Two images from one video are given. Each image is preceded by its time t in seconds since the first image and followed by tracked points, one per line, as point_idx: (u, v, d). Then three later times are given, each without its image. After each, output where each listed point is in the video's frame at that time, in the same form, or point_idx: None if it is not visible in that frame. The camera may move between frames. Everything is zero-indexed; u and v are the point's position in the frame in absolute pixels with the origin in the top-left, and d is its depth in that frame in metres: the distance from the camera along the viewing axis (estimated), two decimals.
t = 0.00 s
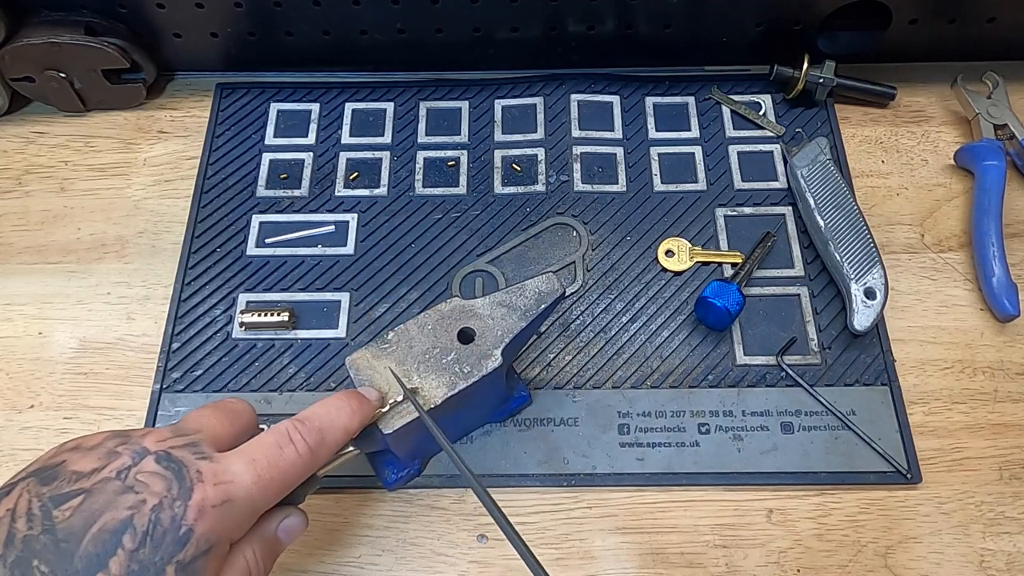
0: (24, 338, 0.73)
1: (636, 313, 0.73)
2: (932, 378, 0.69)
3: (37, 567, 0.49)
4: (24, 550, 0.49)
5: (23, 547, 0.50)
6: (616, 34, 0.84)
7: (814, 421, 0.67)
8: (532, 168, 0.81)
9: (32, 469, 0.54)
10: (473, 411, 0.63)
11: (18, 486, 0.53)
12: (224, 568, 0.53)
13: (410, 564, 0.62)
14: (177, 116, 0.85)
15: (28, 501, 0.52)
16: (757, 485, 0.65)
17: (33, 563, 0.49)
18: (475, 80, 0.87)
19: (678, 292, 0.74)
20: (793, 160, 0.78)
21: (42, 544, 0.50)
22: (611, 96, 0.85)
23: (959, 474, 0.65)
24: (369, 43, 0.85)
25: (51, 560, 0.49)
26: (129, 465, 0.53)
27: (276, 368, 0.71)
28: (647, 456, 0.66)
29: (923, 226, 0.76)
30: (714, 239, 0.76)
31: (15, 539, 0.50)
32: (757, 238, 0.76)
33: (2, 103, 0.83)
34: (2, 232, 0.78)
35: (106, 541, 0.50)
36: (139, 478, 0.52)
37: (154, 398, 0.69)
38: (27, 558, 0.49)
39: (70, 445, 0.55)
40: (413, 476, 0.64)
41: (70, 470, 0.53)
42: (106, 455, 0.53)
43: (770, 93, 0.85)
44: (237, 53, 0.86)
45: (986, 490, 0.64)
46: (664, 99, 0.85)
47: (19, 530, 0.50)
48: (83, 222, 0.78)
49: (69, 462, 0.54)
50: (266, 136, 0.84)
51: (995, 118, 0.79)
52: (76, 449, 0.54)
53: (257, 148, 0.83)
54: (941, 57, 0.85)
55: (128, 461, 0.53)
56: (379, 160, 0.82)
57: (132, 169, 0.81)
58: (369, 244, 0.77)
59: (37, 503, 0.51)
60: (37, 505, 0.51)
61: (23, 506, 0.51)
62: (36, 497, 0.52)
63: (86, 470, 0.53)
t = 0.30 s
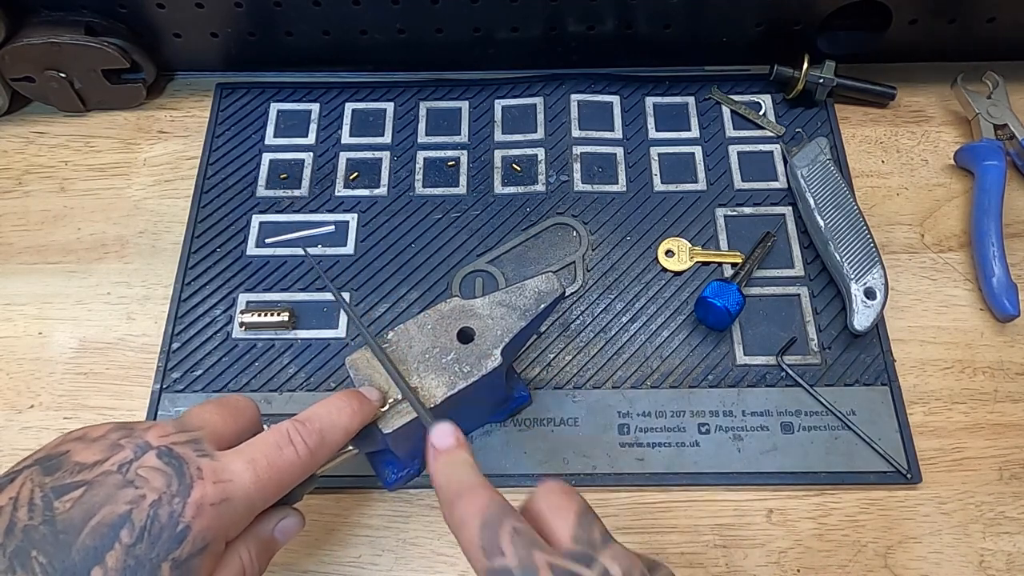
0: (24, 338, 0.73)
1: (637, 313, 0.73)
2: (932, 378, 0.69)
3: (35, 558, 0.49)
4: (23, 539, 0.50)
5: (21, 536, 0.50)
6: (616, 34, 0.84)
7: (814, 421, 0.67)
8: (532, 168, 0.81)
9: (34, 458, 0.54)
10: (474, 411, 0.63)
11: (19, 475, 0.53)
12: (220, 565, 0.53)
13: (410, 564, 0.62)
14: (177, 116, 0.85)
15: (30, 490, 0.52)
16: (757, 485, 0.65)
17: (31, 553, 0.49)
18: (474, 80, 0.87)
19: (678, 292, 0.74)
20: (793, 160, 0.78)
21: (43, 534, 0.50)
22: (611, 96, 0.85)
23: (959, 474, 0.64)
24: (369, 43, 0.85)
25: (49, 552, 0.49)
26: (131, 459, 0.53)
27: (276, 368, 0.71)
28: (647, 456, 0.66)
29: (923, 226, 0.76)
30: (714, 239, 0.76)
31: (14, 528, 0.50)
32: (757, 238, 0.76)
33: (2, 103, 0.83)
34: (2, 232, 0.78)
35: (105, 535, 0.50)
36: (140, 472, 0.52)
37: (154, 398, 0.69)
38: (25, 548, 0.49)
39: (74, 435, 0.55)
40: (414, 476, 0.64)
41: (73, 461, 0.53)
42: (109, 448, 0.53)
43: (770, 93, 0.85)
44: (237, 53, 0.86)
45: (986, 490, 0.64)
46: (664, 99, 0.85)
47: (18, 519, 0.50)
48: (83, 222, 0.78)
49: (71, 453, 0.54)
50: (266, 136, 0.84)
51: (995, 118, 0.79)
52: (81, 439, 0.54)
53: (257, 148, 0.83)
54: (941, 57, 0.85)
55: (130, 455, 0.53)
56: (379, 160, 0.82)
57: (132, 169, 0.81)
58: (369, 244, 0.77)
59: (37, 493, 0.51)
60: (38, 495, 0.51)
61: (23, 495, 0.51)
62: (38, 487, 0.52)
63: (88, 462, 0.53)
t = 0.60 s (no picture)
0: (24, 338, 0.73)
1: (636, 313, 0.73)
2: (932, 378, 0.69)
3: (34, 555, 0.49)
4: (22, 536, 0.50)
5: (20, 533, 0.50)
6: (616, 34, 0.84)
7: (814, 421, 0.67)
8: (532, 168, 0.81)
9: (29, 453, 0.54)
10: (474, 411, 0.64)
11: (15, 471, 0.53)
12: (220, 562, 0.53)
13: (410, 564, 0.62)
14: (177, 116, 0.85)
15: (27, 487, 0.52)
16: (757, 485, 0.65)
17: (30, 550, 0.49)
18: (474, 80, 0.87)
19: (678, 292, 0.74)
20: (793, 160, 0.78)
21: (41, 531, 0.50)
22: (611, 96, 0.85)
23: (959, 474, 0.65)
24: (369, 43, 0.85)
25: (48, 549, 0.49)
26: (129, 455, 0.53)
27: (276, 368, 0.71)
28: (647, 456, 0.66)
29: (923, 226, 0.76)
30: (714, 239, 0.76)
31: (12, 524, 0.50)
32: (757, 238, 0.76)
33: (2, 103, 0.83)
34: (2, 232, 0.78)
35: (104, 532, 0.50)
36: (138, 468, 0.52)
37: (154, 398, 0.69)
38: (24, 545, 0.49)
39: (69, 432, 0.55)
40: (414, 475, 0.64)
41: (69, 458, 0.53)
42: (106, 444, 0.54)
43: (770, 93, 0.85)
44: (237, 53, 0.86)
45: (986, 490, 0.64)
46: (664, 99, 0.85)
47: (16, 515, 0.50)
48: (83, 222, 0.78)
49: (67, 450, 0.54)
50: (266, 136, 0.84)
51: (995, 118, 0.79)
52: (76, 435, 0.55)
53: (257, 148, 0.83)
54: (941, 57, 0.85)
55: (128, 452, 0.53)
56: (379, 160, 0.82)
57: (132, 169, 0.81)
58: (369, 244, 0.77)
59: (34, 489, 0.52)
60: (35, 492, 0.51)
61: (20, 491, 0.51)
62: (34, 483, 0.52)
63: (85, 459, 0.53)
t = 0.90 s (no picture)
0: (24, 338, 0.73)
1: (636, 313, 0.73)
2: (932, 378, 0.69)
3: None
4: None
5: None
6: (616, 34, 0.84)
7: (814, 421, 0.67)
8: (532, 168, 0.81)
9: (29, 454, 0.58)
10: (472, 411, 0.64)
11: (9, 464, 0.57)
12: (189, 547, 0.50)
13: (410, 564, 0.62)
14: (177, 116, 0.85)
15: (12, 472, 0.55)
16: (757, 486, 0.65)
17: None
18: (475, 80, 0.87)
19: (678, 292, 0.74)
20: (793, 160, 0.78)
21: (29, 517, 0.52)
22: (611, 96, 0.85)
23: (959, 474, 0.64)
24: (369, 43, 0.85)
25: (10, 512, 0.52)
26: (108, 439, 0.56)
27: (276, 368, 0.71)
28: (647, 456, 0.66)
29: (922, 226, 0.76)
30: (714, 239, 0.76)
31: None
32: (757, 238, 0.76)
33: (2, 103, 0.83)
34: (2, 232, 0.78)
35: (62, 495, 0.52)
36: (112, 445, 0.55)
37: (154, 398, 0.69)
38: None
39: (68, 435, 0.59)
40: (414, 476, 0.65)
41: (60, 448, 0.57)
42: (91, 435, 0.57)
43: (770, 93, 0.85)
44: (237, 53, 0.86)
45: (986, 490, 0.64)
46: (664, 99, 0.85)
47: None
48: (83, 222, 0.78)
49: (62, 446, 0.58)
50: (266, 136, 0.84)
51: (995, 118, 0.79)
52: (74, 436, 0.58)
53: (257, 148, 0.83)
54: (941, 57, 0.85)
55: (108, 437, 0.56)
56: (379, 160, 0.82)
57: (132, 169, 0.81)
58: (369, 244, 0.77)
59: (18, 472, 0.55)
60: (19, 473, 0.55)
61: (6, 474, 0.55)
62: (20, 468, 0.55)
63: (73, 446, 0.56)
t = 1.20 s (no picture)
0: (24, 338, 0.73)
1: (636, 313, 0.73)
2: (933, 378, 0.69)
3: None
4: None
5: None
6: (616, 34, 0.84)
7: (815, 421, 0.67)
8: (532, 168, 0.81)
9: None
10: (472, 412, 0.64)
11: None
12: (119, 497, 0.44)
13: (410, 564, 0.62)
14: (177, 116, 0.85)
15: None
16: (758, 486, 0.65)
17: None
18: (475, 80, 0.87)
19: (678, 292, 0.74)
20: (793, 160, 0.78)
21: None
22: (611, 96, 0.85)
23: (959, 474, 0.64)
24: (370, 43, 0.85)
25: None
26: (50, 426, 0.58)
27: (276, 368, 0.71)
28: (647, 456, 0.66)
29: (923, 226, 0.76)
30: (714, 239, 0.76)
31: None
32: (757, 238, 0.76)
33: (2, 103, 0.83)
34: (2, 232, 0.78)
35: None
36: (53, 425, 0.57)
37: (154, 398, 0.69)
38: None
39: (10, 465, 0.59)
40: (414, 476, 0.65)
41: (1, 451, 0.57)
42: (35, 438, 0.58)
43: (770, 93, 0.85)
44: (237, 53, 0.86)
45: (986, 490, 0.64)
46: (663, 99, 0.85)
47: None
48: (83, 222, 0.78)
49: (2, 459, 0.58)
50: (266, 136, 0.84)
51: (995, 118, 0.79)
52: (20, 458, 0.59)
53: (257, 148, 0.83)
54: (941, 57, 0.85)
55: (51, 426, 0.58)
56: (379, 160, 0.82)
57: (132, 169, 0.81)
58: (369, 244, 0.77)
59: None
60: None
61: None
62: None
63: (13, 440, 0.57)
